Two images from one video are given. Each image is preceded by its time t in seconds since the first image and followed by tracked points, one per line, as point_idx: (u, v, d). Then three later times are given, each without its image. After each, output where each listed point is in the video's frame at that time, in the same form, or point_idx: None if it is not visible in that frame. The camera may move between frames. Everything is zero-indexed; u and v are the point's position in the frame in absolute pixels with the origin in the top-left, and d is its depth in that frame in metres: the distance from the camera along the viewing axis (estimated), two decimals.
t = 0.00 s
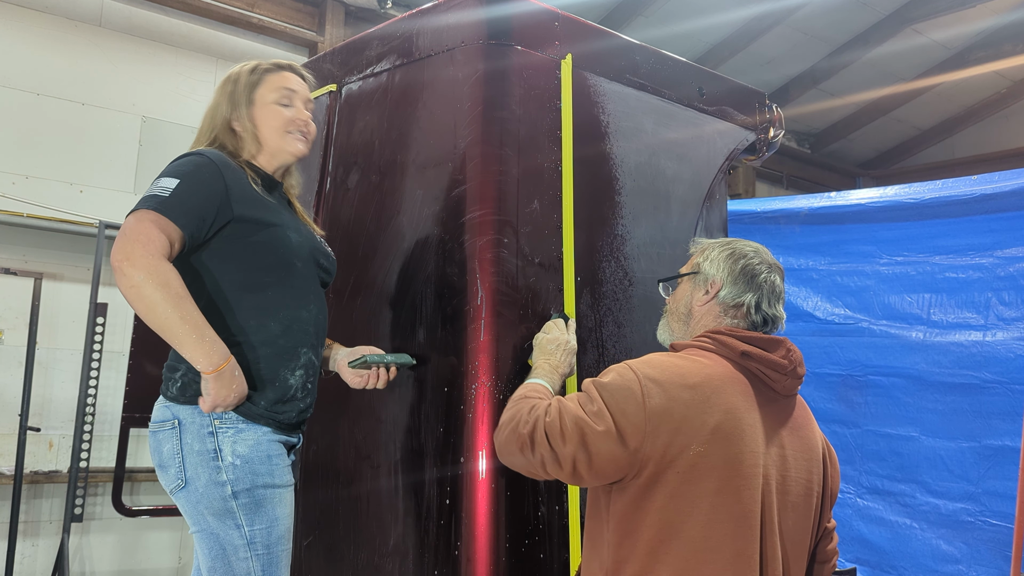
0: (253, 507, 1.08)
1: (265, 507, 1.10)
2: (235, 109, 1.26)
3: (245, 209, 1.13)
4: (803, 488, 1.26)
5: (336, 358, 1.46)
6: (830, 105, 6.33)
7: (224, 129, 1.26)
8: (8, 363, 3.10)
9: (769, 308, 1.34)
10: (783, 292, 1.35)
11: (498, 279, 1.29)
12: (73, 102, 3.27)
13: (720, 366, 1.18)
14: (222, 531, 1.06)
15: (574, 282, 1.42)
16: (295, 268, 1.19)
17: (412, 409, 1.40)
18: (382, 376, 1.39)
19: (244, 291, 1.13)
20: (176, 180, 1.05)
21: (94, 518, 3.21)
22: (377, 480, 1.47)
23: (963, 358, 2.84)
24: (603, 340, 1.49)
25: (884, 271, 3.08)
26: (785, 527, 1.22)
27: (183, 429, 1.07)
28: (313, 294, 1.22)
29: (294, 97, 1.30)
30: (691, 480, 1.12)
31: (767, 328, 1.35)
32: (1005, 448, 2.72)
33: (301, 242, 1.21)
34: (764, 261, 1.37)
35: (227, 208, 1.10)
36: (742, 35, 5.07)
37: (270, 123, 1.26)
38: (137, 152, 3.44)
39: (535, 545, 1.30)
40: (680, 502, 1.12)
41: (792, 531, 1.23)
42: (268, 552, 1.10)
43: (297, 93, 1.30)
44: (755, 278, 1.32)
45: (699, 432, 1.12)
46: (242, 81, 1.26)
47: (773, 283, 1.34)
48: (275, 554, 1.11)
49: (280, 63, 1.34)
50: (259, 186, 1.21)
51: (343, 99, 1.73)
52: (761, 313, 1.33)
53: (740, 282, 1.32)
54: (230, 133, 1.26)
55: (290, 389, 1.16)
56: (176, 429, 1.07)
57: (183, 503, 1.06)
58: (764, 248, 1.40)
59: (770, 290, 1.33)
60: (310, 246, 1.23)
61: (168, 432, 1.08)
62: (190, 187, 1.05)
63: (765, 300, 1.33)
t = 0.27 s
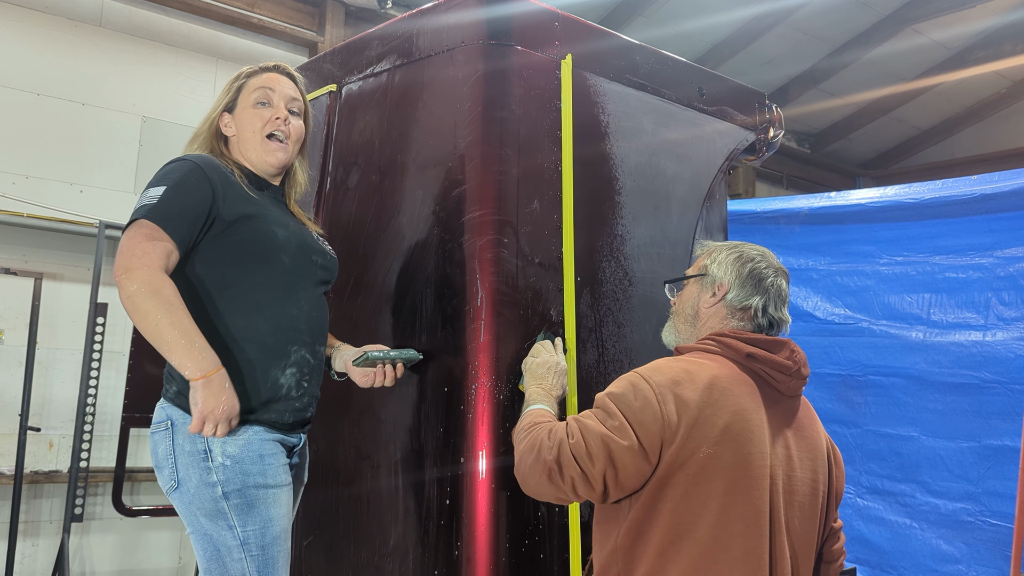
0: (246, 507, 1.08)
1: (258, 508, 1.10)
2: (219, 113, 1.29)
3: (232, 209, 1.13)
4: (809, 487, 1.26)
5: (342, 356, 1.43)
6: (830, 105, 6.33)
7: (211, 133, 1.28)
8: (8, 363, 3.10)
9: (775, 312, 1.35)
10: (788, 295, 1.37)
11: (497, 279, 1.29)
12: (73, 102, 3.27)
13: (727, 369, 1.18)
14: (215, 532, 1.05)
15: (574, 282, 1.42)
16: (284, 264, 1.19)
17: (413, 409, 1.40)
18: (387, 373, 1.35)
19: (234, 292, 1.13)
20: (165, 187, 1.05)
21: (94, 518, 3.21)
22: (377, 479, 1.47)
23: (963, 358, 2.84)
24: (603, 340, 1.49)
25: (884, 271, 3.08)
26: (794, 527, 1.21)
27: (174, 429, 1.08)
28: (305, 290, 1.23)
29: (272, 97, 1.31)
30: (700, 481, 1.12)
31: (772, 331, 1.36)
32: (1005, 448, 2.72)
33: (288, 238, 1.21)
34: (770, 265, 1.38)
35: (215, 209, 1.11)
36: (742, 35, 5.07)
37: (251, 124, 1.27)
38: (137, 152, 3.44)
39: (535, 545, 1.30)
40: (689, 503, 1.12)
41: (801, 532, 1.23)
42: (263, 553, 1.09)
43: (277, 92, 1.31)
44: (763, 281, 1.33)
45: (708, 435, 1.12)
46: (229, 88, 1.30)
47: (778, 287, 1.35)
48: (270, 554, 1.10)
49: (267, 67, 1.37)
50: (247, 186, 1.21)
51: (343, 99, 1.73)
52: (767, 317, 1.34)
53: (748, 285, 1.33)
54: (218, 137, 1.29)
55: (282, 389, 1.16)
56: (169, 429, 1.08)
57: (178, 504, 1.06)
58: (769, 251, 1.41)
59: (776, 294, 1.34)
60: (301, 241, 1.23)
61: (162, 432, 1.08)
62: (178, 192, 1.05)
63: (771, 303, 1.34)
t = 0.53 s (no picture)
0: (245, 507, 1.08)
1: (257, 508, 1.10)
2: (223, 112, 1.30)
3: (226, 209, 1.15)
4: (815, 486, 1.28)
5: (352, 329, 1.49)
6: (830, 105, 6.33)
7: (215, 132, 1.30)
8: (8, 362, 3.10)
9: (776, 310, 1.36)
10: (788, 293, 1.38)
11: (498, 280, 1.29)
12: (73, 102, 3.27)
13: (733, 372, 1.19)
14: (215, 531, 1.06)
15: (574, 282, 1.42)
16: (281, 263, 1.19)
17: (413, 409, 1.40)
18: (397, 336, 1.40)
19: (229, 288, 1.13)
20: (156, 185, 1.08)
21: (94, 518, 3.21)
22: (377, 480, 1.47)
23: (963, 358, 2.84)
24: (603, 340, 1.49)
25: (884, 271, 3.08)
26: (802, 528, 1.23)
27: (174, 429, 1.08)
28: (304, 289, 1.22)
29: (273, 95, 1.30)
30: (711, 484, 1.13)
31: (773, 329, 1.37)
32: (1005, 448, 2.72)
33: (286, 238, 1.21)
34: (769, 263, 1.39)
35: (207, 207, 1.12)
36: (742, 35, 5.07)
37: (252, 123, 1.27)
38: (137, 152, 3.44)
39: (535, 545, 1.30)
40: (700, 507, 1.13)
41: (809, 533, 1.24)
42: (263, 553, 1.09)
43: (278, 91, 1.31)
44: (763, 280, 1.34)
45: (718, 438, 1.13)
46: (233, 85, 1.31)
47: (778, 284, 1.36)
48: (269, 554, 1.10)
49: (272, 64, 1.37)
50: (244, 185, 1.21)
51: (343, 99, 1.73)
52: (768, 315, 1.34)
53: (749, 284, 1.33)
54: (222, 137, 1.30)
55: (281, 389, 1.15)
56: (169, 429, 1.09)
57: (178, 504, 1.07)
58: (767, 250, 1.42)
59: (776, 291, 1.35)
60: (299, 241, 1.23)
61: (163, 433, 1.09)
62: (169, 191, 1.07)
63: (772, 301, 1.35)
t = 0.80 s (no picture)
0: (245, 506, 1.08)
1: (258, 508, 1.09)
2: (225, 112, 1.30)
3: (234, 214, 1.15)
4: (819, 486, 1.29)
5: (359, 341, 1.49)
6: (830, 105, 6.33)
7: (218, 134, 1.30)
8: (8, 362, 3.10)
9: (775, 310, 1.36)
10: (786, 292, 1.38)
11: (498, 279, 1.29)
12: (73, 102, 3.27)
13: (737, 373, 1.19)
14: (215, 531, 1.06)
15: (574, 282, 1.42)
16: (287, 265, 1.18)
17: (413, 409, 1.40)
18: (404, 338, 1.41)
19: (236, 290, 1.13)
20: (169, 196, 1.07)
21: (94, 518, 3.21)
22: (377, 479, 1.47)
23: (963, 358, 2.84)
24: (603, 340, 1.49)
25: (884, 271, 3.08)
26: (809, 531, 1.23)
27: (176, 427, 1.08)
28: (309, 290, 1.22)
29: (277, 96, 1.31)
30: (719, 486, 1.13)
31: (772, 329, 1.38)
32: (1005, 448, 2.72)
33: (291, 238, 1.20)
34: (765, 264, 1.39)
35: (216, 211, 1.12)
36: (742, 35, 5.07)
37: (254, 124, 1.27)
38: (137, 152, 3.44)
39: (536, 545, 1.30)
40: (709, 509, 1.14)
41: (816, 535, 1.24)
42: (262, 553, 1.09)
43: (281, 91, 1.31)
44: (761, 281, 1.34)
45: (726, 441, 1.13)
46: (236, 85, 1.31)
47: (776, 284, 1.36)
48: (269, 554, 1.10)
49: (274, 63, 1.37)
50: (248, 186, 1.21)
51: (343, 99, 1.73)
52: (767, 315, 1.35)
53: (747, 286, 1.34)
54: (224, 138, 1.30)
55: (283, 389, 1.15)
56: (170, 427, 1.09)
57: (179, 502, 1.07)
58: (762, 252, 1.43)
59: (775, 292, 1.36)
60: (304, 242, 1.23)
61: (164, 430, 1.10)
62: (182, 199, 1.07)
63: (771, 301, 1.35)
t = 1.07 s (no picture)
0: (247, 507, 1.08)
1: (259, 508, 1.10)
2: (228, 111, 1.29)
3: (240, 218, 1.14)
4: (822, 486, 1.29)
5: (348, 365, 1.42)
6: (830, 105, 6.33)
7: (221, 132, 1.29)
8: (8, 362, 3.10)
9: (776, 307, 1.37)
10: (786, 288, 1.39)
11: (498, 280, 1.29)
12: (73, 102, 3.27)
13: (743, 377, 1.19)
14: (216, 531, 1.06)
15: (574, 282, 1.42)
16: (290, 268, 1.18)
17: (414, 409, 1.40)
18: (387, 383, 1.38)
19: (239, 293, 1.13)
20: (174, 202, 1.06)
21: (94, 518, 3.21)
22: (377, 479, 1.47)
23: (963, 358, 2.84)
24: (603, 340, 1.49)
25: (884, 271, 3.08)
26: (814, 533, 1.23)
27: (177, 428, 1.08)
28: (310, 291, 1.22)
29: (280, 91, 1.30)
30: (726, 491, 1.14)
31: (773, 326, 1.39)
32: (1005, 448, 2.72)
33: (294, 241, 1.20)
34: (763, 261, 1.40)
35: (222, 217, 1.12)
36: (742, 35, 5.07)
37: (258, 121, 1.27)
38: (137, 152, 3.44)
39: (536, 546, 1.30)
40: (716, 513, 1.14)
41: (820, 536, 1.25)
42: (263, 553, 1.09)
43: (282, 86, 1.30)
44: (761, 280, 1.35)
45: (733, 445, 1.14)
46: (236, 85, 1.31)
47: (776, 282, 1.37)
48: (270, 555, 1.10)
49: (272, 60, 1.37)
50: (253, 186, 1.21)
51: (343, 99, 1.73)
52: (769, 313, 1.36)
53: (748, 285, 1.34)
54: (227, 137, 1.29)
55: (284, 389, 1.16)
56: (172, 428, 1.09)
57: (180, 502, 1.07)
58: (759, 249, 1.43)
59: (775, 289, 1.37)
60: (307, 245, 1.22)
61: (165, 431, 1.09)
62: (188, 206, 1.07)
63: (772, 299, 1.36)
